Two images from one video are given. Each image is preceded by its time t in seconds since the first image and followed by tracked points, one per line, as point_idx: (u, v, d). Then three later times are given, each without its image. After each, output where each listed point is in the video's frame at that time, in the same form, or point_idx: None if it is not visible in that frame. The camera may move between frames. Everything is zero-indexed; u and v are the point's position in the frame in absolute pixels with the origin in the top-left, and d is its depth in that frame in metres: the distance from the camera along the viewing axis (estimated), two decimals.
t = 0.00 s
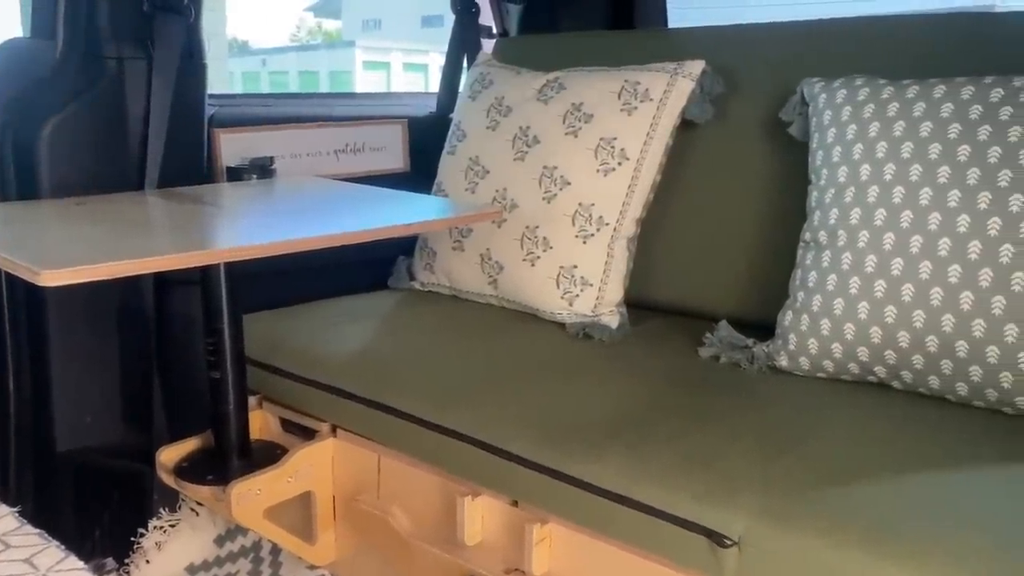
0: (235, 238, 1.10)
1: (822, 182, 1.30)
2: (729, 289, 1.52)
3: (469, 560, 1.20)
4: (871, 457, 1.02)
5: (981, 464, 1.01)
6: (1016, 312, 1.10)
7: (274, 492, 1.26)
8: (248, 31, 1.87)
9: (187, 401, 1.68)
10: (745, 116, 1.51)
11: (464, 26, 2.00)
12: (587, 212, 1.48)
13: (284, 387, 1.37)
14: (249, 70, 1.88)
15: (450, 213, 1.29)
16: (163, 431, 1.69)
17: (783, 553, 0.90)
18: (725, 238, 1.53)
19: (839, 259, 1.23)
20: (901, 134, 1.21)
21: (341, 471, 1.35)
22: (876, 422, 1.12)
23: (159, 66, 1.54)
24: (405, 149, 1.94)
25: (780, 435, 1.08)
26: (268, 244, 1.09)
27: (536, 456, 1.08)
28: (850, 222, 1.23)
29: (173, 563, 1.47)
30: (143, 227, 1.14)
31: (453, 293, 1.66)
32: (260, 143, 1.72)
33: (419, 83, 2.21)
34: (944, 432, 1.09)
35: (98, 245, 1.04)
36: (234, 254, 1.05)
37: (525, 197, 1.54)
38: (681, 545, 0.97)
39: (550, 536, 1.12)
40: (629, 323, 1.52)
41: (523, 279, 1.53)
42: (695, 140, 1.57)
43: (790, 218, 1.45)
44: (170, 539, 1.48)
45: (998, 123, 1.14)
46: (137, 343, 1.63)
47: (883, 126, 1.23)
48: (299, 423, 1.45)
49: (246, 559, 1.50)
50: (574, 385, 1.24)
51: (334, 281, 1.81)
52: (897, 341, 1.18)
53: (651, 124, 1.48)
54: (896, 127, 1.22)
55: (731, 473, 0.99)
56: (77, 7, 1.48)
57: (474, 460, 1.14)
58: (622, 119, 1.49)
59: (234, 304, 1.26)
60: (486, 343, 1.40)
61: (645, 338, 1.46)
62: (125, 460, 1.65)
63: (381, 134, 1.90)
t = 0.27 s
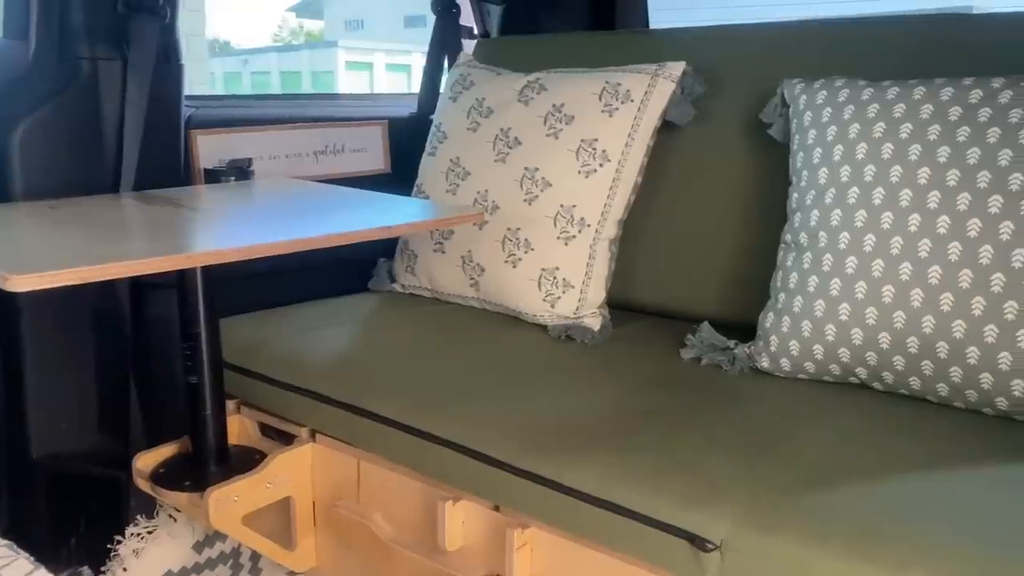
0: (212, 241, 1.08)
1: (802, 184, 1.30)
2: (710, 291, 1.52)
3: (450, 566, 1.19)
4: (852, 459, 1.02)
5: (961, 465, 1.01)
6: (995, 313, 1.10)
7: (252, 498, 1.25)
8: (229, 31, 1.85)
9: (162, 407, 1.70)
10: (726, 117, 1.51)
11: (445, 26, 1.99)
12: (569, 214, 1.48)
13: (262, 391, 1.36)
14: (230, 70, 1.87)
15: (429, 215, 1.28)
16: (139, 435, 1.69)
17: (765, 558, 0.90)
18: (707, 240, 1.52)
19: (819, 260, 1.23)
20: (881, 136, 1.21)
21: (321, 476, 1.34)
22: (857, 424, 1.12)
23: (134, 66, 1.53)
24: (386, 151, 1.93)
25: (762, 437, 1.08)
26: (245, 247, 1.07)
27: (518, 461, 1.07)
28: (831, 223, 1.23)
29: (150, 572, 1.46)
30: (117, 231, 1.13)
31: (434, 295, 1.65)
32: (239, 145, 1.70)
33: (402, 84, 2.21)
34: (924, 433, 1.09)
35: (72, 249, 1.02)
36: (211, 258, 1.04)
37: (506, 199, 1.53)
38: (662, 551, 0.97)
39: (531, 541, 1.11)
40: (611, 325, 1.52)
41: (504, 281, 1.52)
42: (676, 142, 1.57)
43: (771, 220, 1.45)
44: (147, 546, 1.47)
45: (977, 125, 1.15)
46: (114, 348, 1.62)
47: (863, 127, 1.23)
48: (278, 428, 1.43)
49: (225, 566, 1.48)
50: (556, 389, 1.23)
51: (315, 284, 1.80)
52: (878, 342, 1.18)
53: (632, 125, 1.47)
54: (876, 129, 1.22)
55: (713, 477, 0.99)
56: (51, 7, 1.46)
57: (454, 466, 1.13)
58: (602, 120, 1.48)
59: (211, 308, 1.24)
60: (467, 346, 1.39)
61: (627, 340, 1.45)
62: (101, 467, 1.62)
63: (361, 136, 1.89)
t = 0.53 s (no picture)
0: (191, 243, 1.07)
1: (784, 183, 1.30)
2: (693, 290, 1.52)
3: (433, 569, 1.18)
4: (835, 459, 1.02)
5: (943, 464, 1.01)
6: (976, 312, 1.10)
7: (233, 502, 1.24)
8: (210, 30, 1.84)
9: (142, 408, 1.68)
10: (709, 117, 1.51)
11: (426, 25, 1.98)
12: (552, 214, 1.47)
13: (242, 394, 1.35)
14: (211, 69, 1.86)
15: (411, 215, 1.27)
16: (118, 440, 1.67)
17: (749, 558, 0.90)
18: (689, 240, 1.52)
19: (801, 260, 1.23)
20: (862, 135, 1.21)
21: (302, 479, 1.33)
22: (839, 423, 1.12)
23: (110, 64, 1.51)
24: (367, 150, 1.92)
25: (745, 437, 1.07)
26: (224, 248, 1.06)
27: (501, 463, 1.06)
28: (812, 222, 1.23)
29: None
30: (95, 232, 1.11)
31: (416, 295, 1.64)
32: (219, 145, 1.69)
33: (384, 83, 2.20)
34: (906, 432, 1.10)
35: (48, 251, 1.01)
36: (190, 259, 1.03)
37: (488, 199, 1.52)
38: (645, 552, 0.97)
39: (514, 544, 1.10)
40: (594, 325, 1.51)
41: (487, 282, 1.51)
42: (658, 141, 1.57)
43: (754, 219, 1.45)
44: (126, 552, 1.44)
45: (958, 124, 1.15)
46: (91, 350, 1.60)
47: (844, 127, 1.23)
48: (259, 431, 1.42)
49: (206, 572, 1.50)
50: (538, 390, 1.23)
51: (296, 285, 1.78)
52: (860, 342, 1.18)
53: (614, 125, 1.47)
54: (858, 128, 1.22)
55: (696, 478, 0.98)
56: (26, 4, 1.44)
57: (436, 468, 1.12)
58: (585, 120, 1.48)
59: (190, 310, 1.23)
60: (450, 348, 1.38)
61: (610, 341, 1.45)
62: (80, 471, 1.61)
63: (343, 135, 1.88)
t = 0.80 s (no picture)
0: (172, 243, 1.06)
1: (769, 181, 1.30)
2: (678, 289, 1.52)
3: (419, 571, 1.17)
4: (821, 457, 1.02)
5: (928, 461, 1.01)
6: (960, 309, 1.10)
7: (216, 505, 1.22)
8: (189, 26, 1.83)
9: (123, 410, 1.64)
10: (693, 115, 1.51)
11: (408, 21, 1.97)
12: (536, 212, 1.47)
13: (224, 396, 1.33)
14: (190, 67, 1.83)
15: (395, 214, 1.26)
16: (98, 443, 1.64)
17: (736, 558, 0.89)
18: (674, 238, 1.52)
19: (786, 257, 1.23)
20: (846, 133, 1.21)
21: (286, 481, 1.32)
22: (825, 421, 1.12)
23: (88, 62, 1.49)
24: (349, 148, 1.90)
25: (732, 436, 1.07)
26: (205, 249, 1.05)
27: (487, 464, 1.05)
28: (797, 220, 1.23)
29: None
30: (73, 232, 1.10)
31: (400, 295, 1.63)
32: (199, 143, 1.67)
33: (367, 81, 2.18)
34: (891, 430, 1.10)
35: (26, 251, 0.99)
36: (170, 259, 1.01)
37: (472, 198, 1.51)
38: (632, 552, 0.96)
39: (501, 545, 1.10)
40: (580, 324, 1.51)
41: (471, 281, 1.50)
42: (642, 139, 1.56)
43: (738, 218, 1.45)
44: (107, 556, 1.42)
45: (941, 121, 1.15)
46: (70, 352, 1.58)
47: (828, 124, 1.23)
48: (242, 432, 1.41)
49: None
50: (524, 390, 1.22)
51: (278, 285, 1.77)
52: (845, 339, 1.18)
53: (599, 122, 1.46)
54: (841, 126, 1.22)
55: (683, 477, 0.98)
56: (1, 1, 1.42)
57: (421, 470, 1.11)
58: (569, 118, 1.47)
59: (170, 311, 1.21)
60: (434, 348, 1.37)
61: (595, 339, 1.44)
62: (59, 474, 1.59)
63: (325, 133, 1.86)
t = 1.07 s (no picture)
0: (153, 238, 1.04)
1: (752, 175, 1.30)
2: (662, 282, 1.52)
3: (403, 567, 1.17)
4: (807, 450, 1.02)
5: (912, 453, 1.01)
6: (943, 301, 1.11)
7: (198, 503, 1.21)
8: (167, 23, 1.82)
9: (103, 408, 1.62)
10: (676, 109, 1.51)
11: (389, 15, 1.96)
12: (520, 208, 1.46)
13: (206, 393, 1.32)
14: (170, 64, 1.83)
15: (378, 209, 1.25)
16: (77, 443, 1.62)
17: (722, 552, 0.89)
18: (658, 232, 1.52)
19: (770, 251, 1.23)
20: (829, 127, 1.21)
21: (269, 478, 1.31)
22: (809, 414, 1.12)
23: (64, 57, 1.48)
24: (331, 143, 1.89)
25: (716, 430, 1.07)
26: (187, 244, 1.04)
27: (472, 459, 1.05)
28: (780, 214, 1.23)
29: None
30: (51, 228, 1.08)
31: (383, 291, 1.62)
32: (179, 139, 1.65)
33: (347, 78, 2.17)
34: (875, 422, 1.10)
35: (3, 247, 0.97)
36: (152, 255, 1.00)
37: (456, 193, 1.50)
38: (619, 546, 0.96)
39: (487, 540, 1.09)
40: (564, 319, 1.50)
41: (455, 276, 1.50)
42: (626, 134, 1.56)
43: (722, 212, 1.45)
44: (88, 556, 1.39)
45: (923, 115, 1.15)
46: (48, 351, 1.56)
47: (811, 118, 1.23)
48: (223, 430, 1.39)
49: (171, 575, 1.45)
50: (508, 385, 1.21)
51: (259, 281, 1.75)
52: (828, 332, 1.18)
53: (582, 117, 1.46)
54: (824, 119, 1.22)
55: (669, 471, 0.98)
56: None
57: (406, 466, 1.10)
58: (553, 112, 1.46)
59: (151, 307, 1.20)
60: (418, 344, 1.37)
61: (579, 334, 1.44)
62: (37, 474, 1.57)
63: (306, 128, 1.84)
